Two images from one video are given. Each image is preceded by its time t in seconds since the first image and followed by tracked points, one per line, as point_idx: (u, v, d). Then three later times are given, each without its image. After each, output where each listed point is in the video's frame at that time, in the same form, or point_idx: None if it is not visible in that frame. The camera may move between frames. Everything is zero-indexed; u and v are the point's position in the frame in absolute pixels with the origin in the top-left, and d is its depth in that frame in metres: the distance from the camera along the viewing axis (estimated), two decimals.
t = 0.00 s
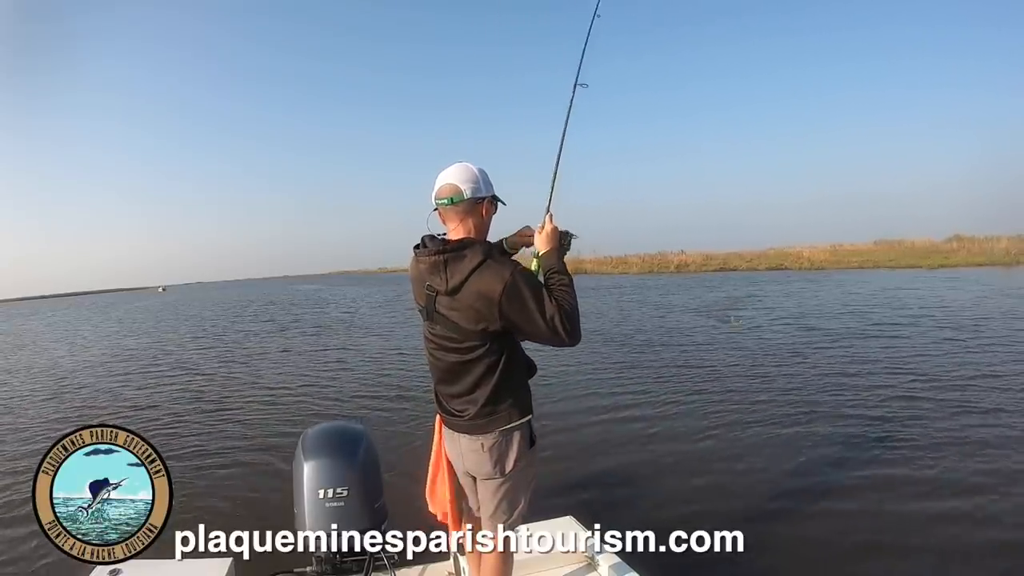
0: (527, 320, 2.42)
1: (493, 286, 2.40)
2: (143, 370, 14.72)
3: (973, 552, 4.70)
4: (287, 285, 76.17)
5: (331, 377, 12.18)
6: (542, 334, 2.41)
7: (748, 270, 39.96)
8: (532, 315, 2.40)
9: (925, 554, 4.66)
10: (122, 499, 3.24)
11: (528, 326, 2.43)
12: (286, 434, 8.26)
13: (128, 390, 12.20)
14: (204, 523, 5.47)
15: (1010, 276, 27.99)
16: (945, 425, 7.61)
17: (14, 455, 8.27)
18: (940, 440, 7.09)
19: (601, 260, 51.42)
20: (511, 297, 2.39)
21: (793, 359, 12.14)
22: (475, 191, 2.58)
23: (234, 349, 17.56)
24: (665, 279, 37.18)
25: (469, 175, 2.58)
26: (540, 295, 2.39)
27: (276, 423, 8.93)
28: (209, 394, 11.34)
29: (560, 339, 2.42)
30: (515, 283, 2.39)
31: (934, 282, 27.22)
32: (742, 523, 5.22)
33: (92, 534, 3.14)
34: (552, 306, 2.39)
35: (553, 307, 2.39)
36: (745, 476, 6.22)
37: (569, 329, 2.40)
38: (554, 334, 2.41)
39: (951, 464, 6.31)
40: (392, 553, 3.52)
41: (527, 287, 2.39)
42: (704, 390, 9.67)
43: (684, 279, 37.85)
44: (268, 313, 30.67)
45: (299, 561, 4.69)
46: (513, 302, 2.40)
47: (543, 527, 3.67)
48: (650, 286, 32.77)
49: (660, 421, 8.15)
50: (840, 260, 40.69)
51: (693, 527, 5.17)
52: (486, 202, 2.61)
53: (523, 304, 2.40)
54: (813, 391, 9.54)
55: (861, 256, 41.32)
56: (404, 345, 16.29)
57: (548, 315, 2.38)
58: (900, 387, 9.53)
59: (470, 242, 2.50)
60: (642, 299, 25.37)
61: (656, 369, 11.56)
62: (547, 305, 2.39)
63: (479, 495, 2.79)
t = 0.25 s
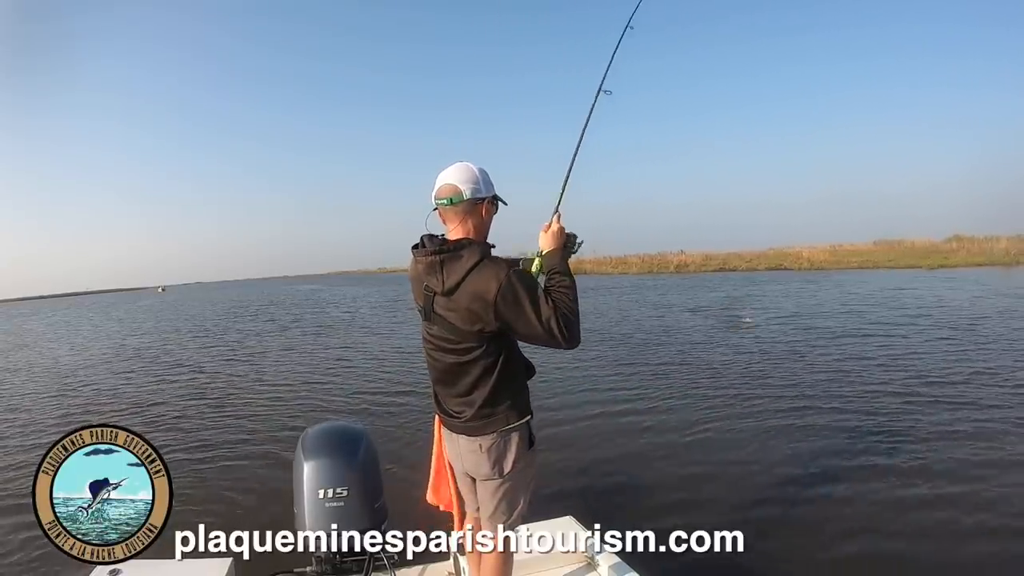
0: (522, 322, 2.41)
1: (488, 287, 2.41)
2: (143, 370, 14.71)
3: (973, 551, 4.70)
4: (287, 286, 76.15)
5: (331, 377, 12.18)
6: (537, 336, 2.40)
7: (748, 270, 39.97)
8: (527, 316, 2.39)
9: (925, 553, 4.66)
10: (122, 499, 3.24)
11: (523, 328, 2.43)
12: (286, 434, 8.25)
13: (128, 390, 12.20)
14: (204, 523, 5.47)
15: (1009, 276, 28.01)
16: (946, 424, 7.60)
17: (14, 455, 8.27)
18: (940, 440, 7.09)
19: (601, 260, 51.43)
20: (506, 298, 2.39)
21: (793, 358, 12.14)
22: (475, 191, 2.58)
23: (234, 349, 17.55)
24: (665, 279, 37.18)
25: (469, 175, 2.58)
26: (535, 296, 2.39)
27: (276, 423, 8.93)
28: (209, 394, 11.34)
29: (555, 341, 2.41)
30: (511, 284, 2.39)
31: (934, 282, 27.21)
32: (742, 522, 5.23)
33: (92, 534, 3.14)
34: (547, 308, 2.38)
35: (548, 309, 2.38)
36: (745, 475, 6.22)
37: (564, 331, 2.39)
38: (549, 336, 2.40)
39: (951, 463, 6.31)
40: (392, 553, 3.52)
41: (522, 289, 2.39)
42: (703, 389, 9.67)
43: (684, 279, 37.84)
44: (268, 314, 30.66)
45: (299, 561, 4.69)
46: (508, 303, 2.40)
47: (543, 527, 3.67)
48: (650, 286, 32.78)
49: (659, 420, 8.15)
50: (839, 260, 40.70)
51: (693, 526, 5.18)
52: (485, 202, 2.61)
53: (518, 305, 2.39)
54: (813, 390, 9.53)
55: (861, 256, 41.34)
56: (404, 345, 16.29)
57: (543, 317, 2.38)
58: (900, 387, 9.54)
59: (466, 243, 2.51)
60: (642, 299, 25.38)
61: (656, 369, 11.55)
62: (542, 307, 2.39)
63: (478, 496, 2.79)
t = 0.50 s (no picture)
0: (521, 323, 2.41)
1: (488, 287, 2.41)
2: (143, 370, 14.70)
3: (972, 551, 4.71)
4: (287, 286, 76.12)
5: (331, 377, 12.18)
6: (536, 338, 2.40)
7: (747, 270, 40.03)
8: (526, 317, 2.39)
9: (926, 553, 4.67)
10: (122, 499, 3.24)
11: (523, 329, 2.42)
12: (285, 434, 8.25)
13: (128, 390, 12.19)
14: (204, 523, 5.47)
15: (1008, 276, 28.06)
16: (946, 424, 7.61)
17: (14, 455, 8.27)
18: (940, 440, 7.09)
19: (600, 260, 51.45)
20: (505, 298, 2.39)
21: (793, 358, 12.16)
22: (475, 191, 2.58)
23: (233, 349, 17.53)
24: (665, 279, 37.20)
25: (469, 174, 2.58)
26: (535, 297, 2.39)
27: (276, 423, 8.92)
28: (209, 394, 11.34)
29: (554, 344, 2.41)
30: (510, 284, 2.39)
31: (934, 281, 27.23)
32: (742, 522, 5.23)
33: (92, 535, 3.14)
34: (547, 309, 2.38)
35: (547, 311, 2.38)
36: (745, 475, 6.22)
37: (563, 334, 2.39)
38: (548, 338, 2.40)
39: (951, 463, 6.32)
40: (392, 553, 3.52)
41: (522, 289, 2.39)
42: (703, 389, 9.67)
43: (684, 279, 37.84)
44: (267, 314, 30.66)
45: (299, 561, 4.69)
46: (508, 303, 2.40)
47: (543, 527, 3.68)
48: (650, 286, 32.79)
49: (659, 420, 8.15)
50: (839, 260, 40.74)
51: (693, 526, 5.18)
52: (485, 202, 2.61)
53: (517, 306, 2.39)
54: (812, 390, 9.53)
55: (860, 256, 41.39)
56: (403, 345, 16.30)
57: (543, 319, 2.37)
58: (899, 387, 9.56)
59: (467, 243, 2.51)
60: (641, 299, 25.41)
61: (656, 369, 11.55)
62: (542, 308, 2.38)
63: (478, 497, 2.79)
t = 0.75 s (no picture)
0: (515, 321, 2.41)
1: (481, 286, 2.41)
2: (142, 370, 14.69)
3: (971, 550, 4.71)
4: (286, 286, 76.12)
5: (330, 377, 12.18)
6: (530, 337, 2.40)
7: (747, 270, 40.08)
8: (519, 314, 2.39)
9: (925, 553, 4.67)
10: (122, 499, 3.24)
11: (516, 327, 2.42)
12: (285, 434, 8.25)
13: (128, 390, 12.19)
14: (204, 523, 5.47)
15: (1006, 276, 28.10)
16: (945, 424, 7.61)
17: (14, 455, 8.26)
18: (939, 440, 7.09)
19: (600, 260, 51.49)
20: (498, 296, 2.40)
21: (792, 357, 12.16)
22: (467, 191, 2.58)
23: (233, 350, 17.53)
24: (664, 279, 37.23)
25: (461, 175, 2.59)
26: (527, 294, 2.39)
27: (276, 423, 8.92)
28: (209, 394, 11.34)
29: (547, 342, 2.40)
30: (503, 282, 2.40)
31: (933, 281, 27.27)
32: (742, 521, 5.23)
33: (92, 534, 3.14)
34: (539, 306, 2.38)
35: (540, 308, 2.38)
36: (744, 474, 6.22)
37: (556, 331, 2.38)
38: (541, 335, 2.39)
39: (950, 463, 6.33)
40: (392, 554, 3.52)
41: (514, 288, 2.39)
42: (703, 388, 9.67)
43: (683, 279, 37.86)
44: (267, 314, 30.66)
45: (298, 560, 4.69)
46: (501, 301, 2.40)
47: (542, 527, 3.68)
48: (649, 286, 32.81)
49: (658, 419, 8.16)
50: (838, 260, 40.79)
51: (693, 526, 5.18)
52: (477, 203, 2.61)
53: (510, 305, 2.40)
54: (812, 389, 9.53)
55: (859, 256, 41.43)
56: (403, 345, 16.31)
57: (536, 317, 2.37)
58: (898, 386, 9.57)
59: (459, 243, 2.52)
60: (641, 299, 25.43)
61: (656, 369, 11.55)
62: (534, 305, 2.38)
63: (478, 496, 2.79)
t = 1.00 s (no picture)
0: (504, 320, 2.42)
1: (472, 283, 2.42)
2: (141, 370, 14.67)
3: (971, 551, 4.72)
4: (285, 286, 76.03)
5: (330, 377, 12.18)
6: (519, 336, 2.41)
7: (746, 270, 40.15)
8: (508, 313, 2.40)
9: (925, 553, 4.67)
10: (122, 499, 3.24)
11: (505, 326, 2.43)
12: (285, 434, 8.25)
13: (127, 390, 12.18)
14: (204, 523, 5.46)
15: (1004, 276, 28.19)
16: (944, 425, 7.62)
17: (13, 455, 8.25)
18: (939, 442, 7.09)
19: (599, 260, 51.54)
20: (489, 294, 2.41)
21: (791, 358, 12.19)
22: (462, 193, 2.59)
23: (232, 349, 17.50)
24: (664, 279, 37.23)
25: (455, 177, 2.60)
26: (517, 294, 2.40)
27: (275, 422, 8.91)
28: (207, 394, 11.32)
29: (536, 340, 2.40)
30: (493, 281, 2.40)
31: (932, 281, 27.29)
32: (743, 520, 5.23)
33: (92, 534, 3.15)
34: (528, 306, 2.38)
35: (529, 307, 2.39)
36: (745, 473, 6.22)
37: (545, 331, 2.38)
38: (530, 335, 2.40)
39: (950, 465, 6.33)
40: (392, 554, 3.52)
41: (505, 287, 2.40)
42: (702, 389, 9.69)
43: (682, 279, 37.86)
44: (266, 313, 30.65)
45: (298, 560, 4.69)
46: (491, 298, 2.41)
47: (542, 527, 3.68)
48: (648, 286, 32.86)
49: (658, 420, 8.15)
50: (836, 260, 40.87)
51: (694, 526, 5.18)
52: (471, 203, 2.61)
53: (500, 303, 2.40)
54: (811, 391, 9.53)
55: (858, 257, 41.51)
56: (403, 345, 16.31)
57: (526, 316, 2.38)
58: (897, 387, 9.60)
59: (453, 242, 2.54)
60: (640, 299, 25.47)
61: (655, 369, 11.54)
62: (524, 305, 2.39)
63: (473, 492, 2.79)
